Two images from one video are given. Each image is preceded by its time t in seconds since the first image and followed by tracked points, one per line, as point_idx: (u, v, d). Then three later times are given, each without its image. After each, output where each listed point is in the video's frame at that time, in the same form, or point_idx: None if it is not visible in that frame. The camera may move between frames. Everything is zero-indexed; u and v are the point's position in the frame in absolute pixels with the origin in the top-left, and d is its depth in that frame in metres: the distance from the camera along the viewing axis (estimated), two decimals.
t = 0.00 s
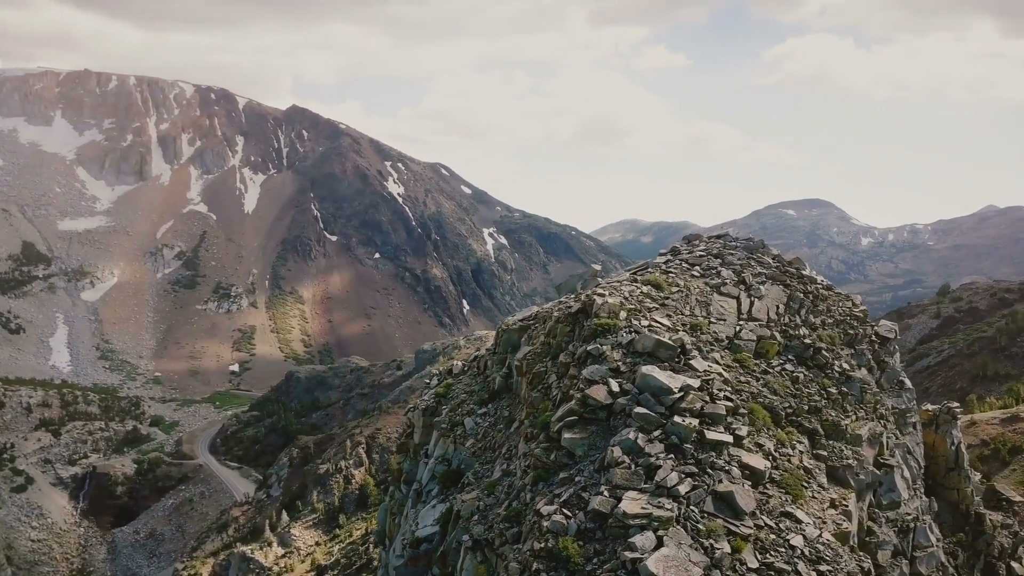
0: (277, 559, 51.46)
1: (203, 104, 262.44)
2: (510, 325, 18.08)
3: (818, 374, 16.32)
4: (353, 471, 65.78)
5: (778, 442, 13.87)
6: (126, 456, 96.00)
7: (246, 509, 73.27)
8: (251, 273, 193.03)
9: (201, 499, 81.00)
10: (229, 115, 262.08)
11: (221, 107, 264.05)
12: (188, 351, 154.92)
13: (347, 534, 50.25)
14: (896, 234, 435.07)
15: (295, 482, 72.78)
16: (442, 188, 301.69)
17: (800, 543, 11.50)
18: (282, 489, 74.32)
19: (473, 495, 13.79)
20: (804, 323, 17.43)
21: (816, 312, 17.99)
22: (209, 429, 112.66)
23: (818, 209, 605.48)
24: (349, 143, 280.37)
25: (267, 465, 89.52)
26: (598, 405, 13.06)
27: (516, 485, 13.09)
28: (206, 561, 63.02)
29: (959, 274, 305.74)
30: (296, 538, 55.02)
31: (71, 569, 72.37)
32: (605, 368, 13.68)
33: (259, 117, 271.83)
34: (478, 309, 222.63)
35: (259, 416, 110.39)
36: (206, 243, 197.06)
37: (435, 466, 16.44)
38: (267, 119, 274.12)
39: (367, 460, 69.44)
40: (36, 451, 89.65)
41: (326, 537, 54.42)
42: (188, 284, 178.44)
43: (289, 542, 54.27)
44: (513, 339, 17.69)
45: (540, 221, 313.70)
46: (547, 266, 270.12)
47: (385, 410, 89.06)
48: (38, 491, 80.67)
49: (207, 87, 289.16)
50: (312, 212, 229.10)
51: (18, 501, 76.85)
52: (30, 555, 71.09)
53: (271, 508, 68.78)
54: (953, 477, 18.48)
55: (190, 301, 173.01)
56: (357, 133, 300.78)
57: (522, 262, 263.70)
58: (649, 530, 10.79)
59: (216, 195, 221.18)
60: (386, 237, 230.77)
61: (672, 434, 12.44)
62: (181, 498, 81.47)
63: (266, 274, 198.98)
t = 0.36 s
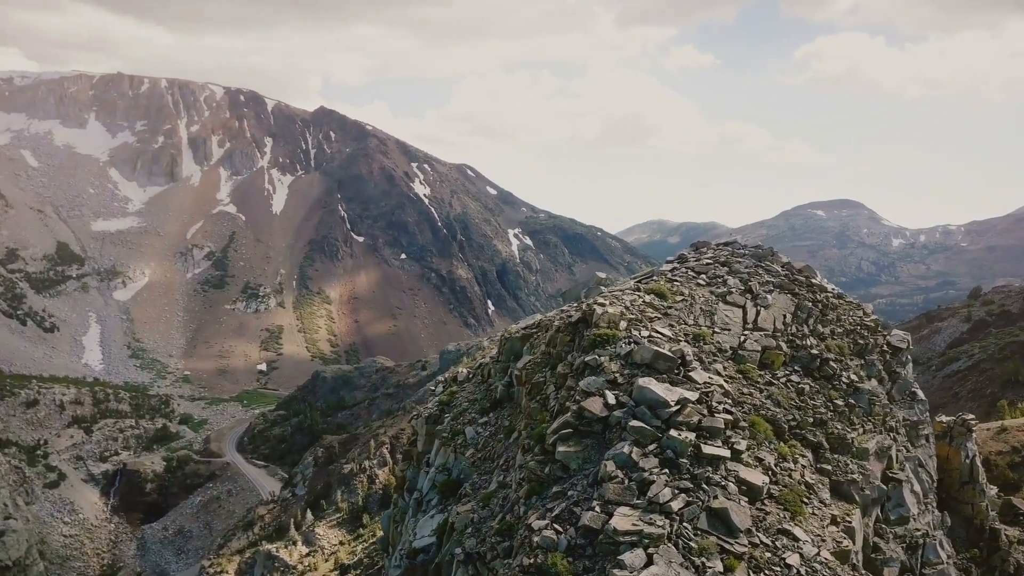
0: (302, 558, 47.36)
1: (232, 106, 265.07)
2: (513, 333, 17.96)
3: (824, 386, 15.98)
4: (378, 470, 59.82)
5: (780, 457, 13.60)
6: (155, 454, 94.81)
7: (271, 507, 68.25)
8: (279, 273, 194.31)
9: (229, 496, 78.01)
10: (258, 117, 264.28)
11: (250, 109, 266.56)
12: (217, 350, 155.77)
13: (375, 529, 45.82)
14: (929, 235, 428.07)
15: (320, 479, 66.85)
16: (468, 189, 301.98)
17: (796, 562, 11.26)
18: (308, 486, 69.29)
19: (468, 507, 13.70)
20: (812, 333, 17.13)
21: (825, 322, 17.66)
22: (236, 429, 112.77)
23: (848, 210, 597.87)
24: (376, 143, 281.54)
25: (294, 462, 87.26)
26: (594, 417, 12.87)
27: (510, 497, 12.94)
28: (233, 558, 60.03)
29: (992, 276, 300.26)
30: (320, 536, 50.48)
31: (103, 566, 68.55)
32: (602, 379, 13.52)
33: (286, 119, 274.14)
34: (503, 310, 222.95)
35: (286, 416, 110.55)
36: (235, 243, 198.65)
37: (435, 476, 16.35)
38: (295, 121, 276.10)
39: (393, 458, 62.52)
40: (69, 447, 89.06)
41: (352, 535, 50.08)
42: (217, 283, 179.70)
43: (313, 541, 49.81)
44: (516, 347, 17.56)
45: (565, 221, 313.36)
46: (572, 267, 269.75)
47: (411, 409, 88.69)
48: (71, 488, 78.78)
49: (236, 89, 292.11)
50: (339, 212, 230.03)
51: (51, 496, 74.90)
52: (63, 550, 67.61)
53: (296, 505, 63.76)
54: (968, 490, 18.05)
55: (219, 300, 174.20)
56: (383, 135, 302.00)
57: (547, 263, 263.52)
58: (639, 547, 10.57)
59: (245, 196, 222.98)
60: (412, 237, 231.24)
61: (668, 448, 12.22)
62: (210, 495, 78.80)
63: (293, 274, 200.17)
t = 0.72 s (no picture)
0: (333, 556, 44.09)
1: (267, 109, 268.19)
2: (521, 342, 17.86)
3: (836, 399, 15.62)
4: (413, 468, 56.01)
5: (786, 472, 13.31)
6: (190, 451, 94.96)
7: (302, 506, 66.72)
8: (311, 274, 195.73)
9: (262, 495, 77.16)
10: (292, 119, 266.89)
11: (284, 112, 269.39)
12: (251, 349, 157.33)
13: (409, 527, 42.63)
14: (969, 237, 419.01)
15: (351, 479, 64.41)
16: (499, 190, 302.28)
17: None
18: (340, 485, 66.69)
19: (468, 521, 13.57)
20: (825, 345, 16.77)
21: (839, 333, 17.30)
22: (269, 427, 113.86)
23: (884, 211, 587.77)
24: (408, 146, 282.94)
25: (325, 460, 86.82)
26: (594, 432, 12.72)
27: (509, 511, 12.84)
28: (263, 557, 57.56)
29: None
30: (352, 534, 47.05)
31: (139, 559, 70.06)
32: (604, 393, 13.33)
33: (319, 122, 277.00)
34: (533, 311, 223.18)
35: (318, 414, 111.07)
36: (269, 245, 200.66)
37: (440, 486, 16.32)
38: (327, 124, 278.57)
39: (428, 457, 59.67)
40: (106, 443, 87.00)
41: (383, 534, 46.70)
42: (251, 284, 181.66)
43: (345, 540, 46.41)
44: (523, 357, 17.44)
45: (596, 222, 312.48)
46: (603, 268, 268.87)
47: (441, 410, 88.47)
48: (109, 483, 77.62)
49: (271, 92, 295.75)
50: (371, 214, 229.69)
51: (90, 491, 73.58)
52: (101, 544, 68.11)
53: (326, 504, 61.29)
54: (990, 506, 17.54)
55: (253, 301, 176.10)
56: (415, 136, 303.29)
57: (578, 264, 262.95)
58: (634, 567, 10.30)
59: (278, 197, 223.35)
60: (443, 238, 231.76)
61: (668, 464, 12.02)
62: (242, 493, 78.54)
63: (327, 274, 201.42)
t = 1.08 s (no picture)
0: (366, 555, 43.37)
1: (307, 111, 271.22)
2: (533, 352, 17.72)
3: (854, 414, 15.22)
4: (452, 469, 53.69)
5: (797, 489, 13.02)
6: (230, 448, 93.23)
7: (338, 505, 66.20)
8: (350, 274, 197.28)
9: (299, 494, 76.37)
10: (330, 122, 269.40)
11: (323, 114, 272.20)
12: (290, 348, 158.95)
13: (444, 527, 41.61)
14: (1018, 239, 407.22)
15: (385, 479, 63.49)
16: (535, 192, 301.85)
17: None
18: (373, 484, 66.78)
19: (473, 533, 13.51)
20: (844, 357, 16.37)
21: (860, 345, 16.89)
22: (306, 425, 110.43)
23: (928, 212, 574.66)
24: (445, 147, 283.63)
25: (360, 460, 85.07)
26: (599, 446, 12.56)
27: (513, 525, 12.70)
28: (299, 554, 57.55)
29: None
30: (387, 533, 46.26)
31: (180, 555, 68.69)
32: (609, 407, 13.16)
33: (358, 124, 279.28)
34: (568, 313, 222.76)
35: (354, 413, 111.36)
36: (308, 245, 202.03)
37: (450, 496, 16.27)
38: (365, 125, 280.68)
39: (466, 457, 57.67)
40: (148, 440, 86.22)
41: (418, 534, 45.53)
42: (291, 284, 183.44)
43: (379, 539, 45.68)
44: (535, 366, 17.28)
45: (632, 223, 310.61)
46: (639, 269, 267.35)
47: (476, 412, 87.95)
48: (152, 479, 77.48)
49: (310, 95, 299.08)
50: (409, 215, 231.29)
51: (133, 487, 73.97)
52: (144, 539, 68.35)
53: (360, 503, 60.92)
54: (1019, 525, 16.93)
55: (292, 301, 177.79)
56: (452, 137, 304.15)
57: (614, 265, 261.67)
58: None
59: (319, 197, 226.02)
60: (479, 239, 231.67)
61: (672, 480, 11.79)
62: (281, 490, 78.13)
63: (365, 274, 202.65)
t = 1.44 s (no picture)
0: (393, 553, 42.73)
1: (335, 114, 272.90)
2: (537, 360, 17.59)
3: (860, 427, 14.89)
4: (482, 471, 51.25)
5: (796, 506, 12.75)
6: (258, 448, 92.67)
7: (363, 504, 63.94)
8: (377, 275, 197.78)
9: (325, 493, 74.05)
10: (359, 124, 270.73)
11: (352, 116, 273.63)
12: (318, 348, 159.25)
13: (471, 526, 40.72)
14: None
15: (411, 479, 61.03)
16: (562, 193, 300.17)
17: None
18: (400, 485, 63.49)
19: (467, 546, 13.50)
20: (852, 368, 16.03)
21: (870, 355, 16.54)
22: (333, 425, 109.61)
23: (964, 213, 561.77)
24: (473, 148, 282.91)
25: (385, 459, 83.15)
26: (594, 459, 12.38)
27: (506, 538, 12.63)
28: (325, 554, 54.47)
29: None
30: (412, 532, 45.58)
31: (208, 552, 67.01)
32: (606, 419, 13.00)
33: (386, 126, 280.11)
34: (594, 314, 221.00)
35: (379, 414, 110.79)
36: (336, 247, 202.51)
37: (451, 505, 16.24)
38: (393, 127, 281.51)
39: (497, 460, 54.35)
40: (178, 439, 85.93)
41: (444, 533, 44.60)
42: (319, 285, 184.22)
43: (404, 538, 45.03)
44: (538, 374, 17.12)
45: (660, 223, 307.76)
46: (666, 271, 265.00)
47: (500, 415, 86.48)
48: (181, 477, 77.01)
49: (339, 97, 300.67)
50: (436, 216, 231.47)
51: (163, 484, 73.53)
52: (174, 536, 67.33)
53: (385, 503, 57.86)
54: None
55: (321, 301, 178.48)
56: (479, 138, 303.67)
57: (641, 266, 259.42)
58: None
59: (347, 200, 227.15)
60: (505, 240, 230.27)
61: (665, 495, 11.59)
62: (307, 490, 76.12)
63: (392, 276, 202.66)
